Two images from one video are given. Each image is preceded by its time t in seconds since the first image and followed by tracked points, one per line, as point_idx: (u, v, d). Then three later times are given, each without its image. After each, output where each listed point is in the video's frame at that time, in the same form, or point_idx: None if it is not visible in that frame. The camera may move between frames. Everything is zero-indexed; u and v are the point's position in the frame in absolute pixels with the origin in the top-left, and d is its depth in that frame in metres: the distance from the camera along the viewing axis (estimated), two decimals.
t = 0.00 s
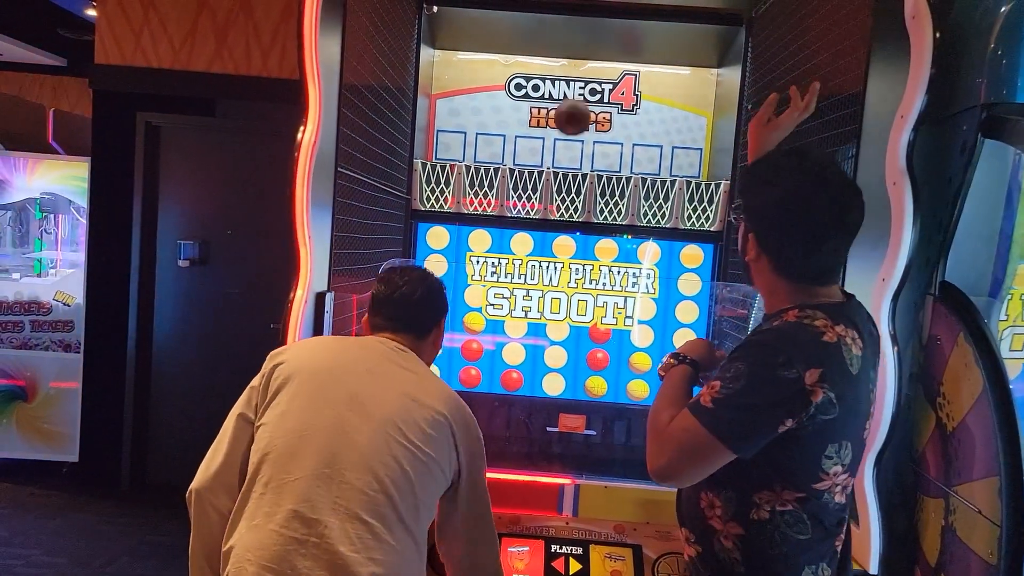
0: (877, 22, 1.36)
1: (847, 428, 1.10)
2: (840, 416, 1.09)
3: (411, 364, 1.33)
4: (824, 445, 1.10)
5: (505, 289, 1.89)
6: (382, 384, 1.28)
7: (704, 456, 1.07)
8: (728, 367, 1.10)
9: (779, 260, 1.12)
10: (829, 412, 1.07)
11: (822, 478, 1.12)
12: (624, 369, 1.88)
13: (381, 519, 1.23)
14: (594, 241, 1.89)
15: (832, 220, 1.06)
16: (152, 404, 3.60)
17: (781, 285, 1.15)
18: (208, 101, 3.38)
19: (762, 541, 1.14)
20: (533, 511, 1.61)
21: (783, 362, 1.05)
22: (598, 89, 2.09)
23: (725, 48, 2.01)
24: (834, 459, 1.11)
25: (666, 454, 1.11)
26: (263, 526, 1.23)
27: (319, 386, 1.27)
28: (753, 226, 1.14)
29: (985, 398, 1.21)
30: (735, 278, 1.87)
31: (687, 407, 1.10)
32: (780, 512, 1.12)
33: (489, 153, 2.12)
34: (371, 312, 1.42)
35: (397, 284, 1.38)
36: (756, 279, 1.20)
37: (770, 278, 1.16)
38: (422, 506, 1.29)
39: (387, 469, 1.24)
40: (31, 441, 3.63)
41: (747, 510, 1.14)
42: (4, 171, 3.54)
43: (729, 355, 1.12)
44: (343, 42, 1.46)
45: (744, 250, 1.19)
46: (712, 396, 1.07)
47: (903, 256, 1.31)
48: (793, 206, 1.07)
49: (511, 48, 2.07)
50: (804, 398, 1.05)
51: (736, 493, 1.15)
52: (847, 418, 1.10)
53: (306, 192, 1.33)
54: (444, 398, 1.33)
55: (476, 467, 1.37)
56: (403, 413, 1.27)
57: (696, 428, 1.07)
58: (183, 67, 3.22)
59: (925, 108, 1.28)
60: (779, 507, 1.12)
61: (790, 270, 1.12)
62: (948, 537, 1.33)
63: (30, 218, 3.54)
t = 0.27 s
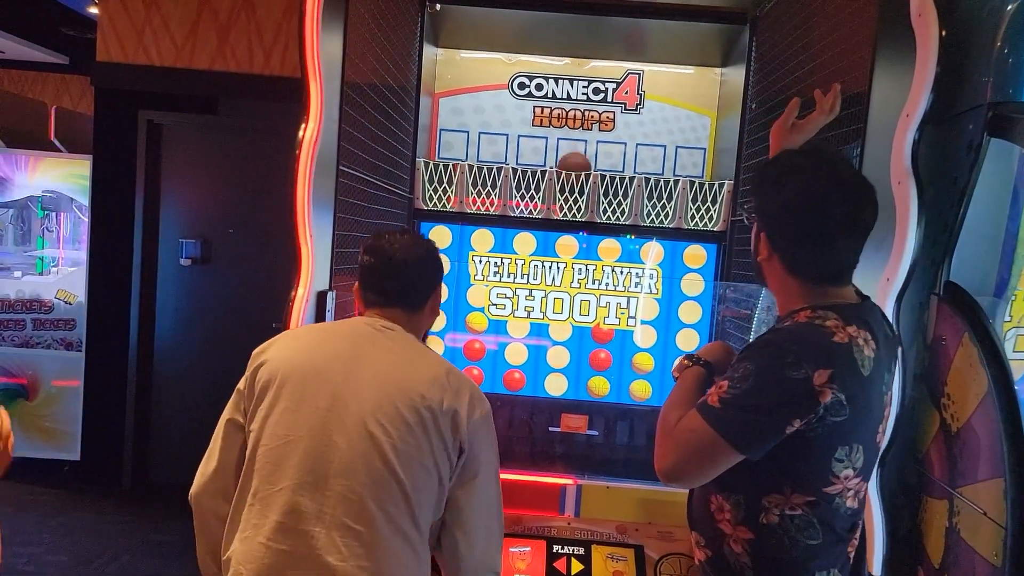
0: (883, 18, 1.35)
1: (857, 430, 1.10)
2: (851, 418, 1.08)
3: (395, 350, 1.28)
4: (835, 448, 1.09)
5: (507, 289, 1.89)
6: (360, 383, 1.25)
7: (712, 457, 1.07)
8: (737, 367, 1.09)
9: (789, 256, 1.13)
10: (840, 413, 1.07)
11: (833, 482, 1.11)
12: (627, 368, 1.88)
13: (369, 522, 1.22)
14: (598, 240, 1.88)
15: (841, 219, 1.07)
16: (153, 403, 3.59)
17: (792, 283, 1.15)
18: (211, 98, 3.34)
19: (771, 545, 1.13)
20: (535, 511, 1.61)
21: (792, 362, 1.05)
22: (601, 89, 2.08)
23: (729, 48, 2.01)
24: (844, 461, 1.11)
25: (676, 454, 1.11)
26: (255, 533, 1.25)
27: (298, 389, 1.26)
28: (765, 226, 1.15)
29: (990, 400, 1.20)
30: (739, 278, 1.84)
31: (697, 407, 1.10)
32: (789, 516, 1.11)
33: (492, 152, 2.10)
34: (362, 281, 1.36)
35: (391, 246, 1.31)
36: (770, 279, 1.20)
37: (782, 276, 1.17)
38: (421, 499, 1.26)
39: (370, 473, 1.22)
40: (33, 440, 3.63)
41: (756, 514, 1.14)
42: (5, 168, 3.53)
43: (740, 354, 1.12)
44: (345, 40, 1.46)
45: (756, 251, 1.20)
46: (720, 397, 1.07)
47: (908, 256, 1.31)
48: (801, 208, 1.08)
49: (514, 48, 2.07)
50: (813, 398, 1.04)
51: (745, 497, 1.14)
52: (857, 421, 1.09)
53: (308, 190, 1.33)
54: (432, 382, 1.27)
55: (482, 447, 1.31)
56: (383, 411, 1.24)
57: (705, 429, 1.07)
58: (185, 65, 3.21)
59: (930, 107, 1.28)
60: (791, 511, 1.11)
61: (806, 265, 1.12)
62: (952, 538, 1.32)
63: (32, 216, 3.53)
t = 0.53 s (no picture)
0: (886, 14, 1.35)
1: (861, 430, 1.09)
2: (856, 417, 1.07)
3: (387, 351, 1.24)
4: (840, 448, 1.08)
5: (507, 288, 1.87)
6: (353, 390, 1.23)
7: (714, 455, 1.07)
8: (741, 363, 1.09)
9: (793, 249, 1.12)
10: (847, 412, 1.06)
11: (838, 483, 1.10)
12: (628, 367, 1.86)
13: (369, 533, 1.22)
14: (599, 238, 1.86)
15: (841, 215, 1.06)
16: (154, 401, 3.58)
17: (802, 280, 1.15)
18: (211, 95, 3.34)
19: (775, 546, 1.12)
20: (535, 510, 1.60)
21: (796, 359, 1.04)
22: (602, 86, 2.08)
23: (732, 45, 2.00)
24: (849, 462, 1.10)
25: (678, 451, 1.11)
26: (257, 538, 1.27)
27: (290, 397, 1.24)
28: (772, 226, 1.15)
29: (991, 399, 1.19)
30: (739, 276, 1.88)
31: (701, 403, 1.10)
32: (792, 518, 1.11)
33: (493, 150, 2.10)
34: (356, 265, 1.30)
35: (383, 222, 1.26)
36: (777, 278, 1.20)
37: (790, 275, 1.16)
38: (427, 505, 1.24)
39: (368, 484, 1.21)
40: (34, 438, 3.65)
41: (759, 515, 1.14)
42: (6, 166, 3.55)
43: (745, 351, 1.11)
44: (346, 36, 1.45)
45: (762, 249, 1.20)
46: (724, 393, 1.07)
47: (909, 254, 1.31)
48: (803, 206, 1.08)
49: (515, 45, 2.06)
50: (818, 395, 1.03)
51: (747, 498, 1.15)
52: (863, 420, 1.08)
53: (307, 188, 1.33)
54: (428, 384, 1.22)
55: (488, 442, 1.27)
56: (377, 420, 1.21)
57: (708, 426, 1.07)
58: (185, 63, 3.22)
59: (932, 104, 1.27)
60: (795, 512, 1.11)
61: (812, 260, 1.11)
62: (953, 536, 1.32)
63: (33, 214, 3.55)
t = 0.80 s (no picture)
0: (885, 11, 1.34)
1: (857, 431, 1.08)
2: (849, 416, 1.06)
3: (370, 365, 1.07)
4: (832, 448, 1.08)
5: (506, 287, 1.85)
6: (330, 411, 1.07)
7: (706, 453, 1.07)
8: (734, 360, 1.09)
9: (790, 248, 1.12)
10: (841, 411, 1.05)
11: (833, 484, 1.10)
12: (627, 365, 1.85)
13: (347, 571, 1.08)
14: (599, 237, 1.86)
15: (840, 212, 1.06)
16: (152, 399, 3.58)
17: (799, 276, 1.14)
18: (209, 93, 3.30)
19: (769, 547, 1.12)
20: (532, 509, 1.59)
21: (787, 356, 1.04)
22: (602, 84, 2.07)
23: (732, 43, 1.99)
24: (843, 462, 1.09)
25: (670, 448, 1.10)
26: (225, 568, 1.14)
27: (259, 418, 1.08)
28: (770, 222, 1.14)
29: (989, 397, 1.19)
30: (738, 275, 1.89)
31: (694, 400, 1.10)
32: (786, 520, 1.11)
33: (492, 148, 2.09)
34: (346, 255, 1.12)
35: (377, 204, 1.08)
36: (776, 277, 1.20)
37: (790, 274, 1.15)
38: (411, 539, 1.10)
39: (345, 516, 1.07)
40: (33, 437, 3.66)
41: (754, 517, 1.13)
42: (4, 164, 3.57)
43: (739, 347, 1.11)
44: (342, 33, 1.45)
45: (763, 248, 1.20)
46: (716, 391, 1.07)
47: (908, 252, 1.30)
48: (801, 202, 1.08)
49: (514, 43, 2.05)
50: (809, 393, 1.03)
51: (743, 500, 1.15)
52: (858, 420, 1.07)
53: (302, 186, 1.32)
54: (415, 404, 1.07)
55: (484, 466, 1.13)
56: (356, 446, 1.06)
57: (699, 423, 1.07)
58: (183, 59, 3.15)
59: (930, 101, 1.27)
60: (786, 514, 1.11)
61: (810, 260, 1.11)
62: (951, 536, 1.31)
63: (31, 212, 3.57)
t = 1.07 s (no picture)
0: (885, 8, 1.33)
1: (845, 432, 1.07)
2: (836, 418, 1.05)
3: (351, 381, 1.03)
4: (818, 451, 1.07)
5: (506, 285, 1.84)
6: (310, 430, 1.03)
7: (694, 454, 1.06)
8: (720, 361, 1.08)
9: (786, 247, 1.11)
10: (824, 413, 1.05)
11: (821, 487, 1.08)
12: (626, 364, 1.84)
13: None
14: (599, 235, 1.85)
15: (836, 210, 1.05)
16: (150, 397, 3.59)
17: (794, 274, 1.13)
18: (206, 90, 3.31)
19: (757, 550, 1.12)
20: (528, 510, 1.59)
21: (772, 355, 1.03)
22: (601, 82, 2.05)
23: (732, 40, 1.97)
24: (831, 465, 1.08)
25: (658, 449, 1.10)
26: None
27: (237, 436, 1.05)
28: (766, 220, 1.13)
29: (989, 399, 1.18)
30: (738, 274, 1.86)
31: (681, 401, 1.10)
32: (773, 523, 1.10)
33: (491, 146, 2.08)
34: (324, 245, 1.06)
35: (358, 195, 1.02)
36: (773, 276, 1.18)
37: (785, 274, 1.14)
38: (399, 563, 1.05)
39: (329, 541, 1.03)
40: (30, 435, 3.63)
41: (742, 521, 1.13)
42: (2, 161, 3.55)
43: (727, 349, 1.10)
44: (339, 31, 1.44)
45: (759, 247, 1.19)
46: (702, 392, 1.06)
47: (907, 252, 1.30)
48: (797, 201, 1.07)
49: (514, 40, 2.04)
50: (793, 392, 1.02)
51: (732, 503, 1.14)
52: (847, 421, 1.06)
53: (297, 184, 1.32)
54: (399, 424, 1.02)
55: (475, 485, 1.08)
56: (337, 468, 1.02)
57: (685, 424, 1.06)
58: (182, 57, 3.18)
59: (930, 100, 1.26)
60: (773, 517, 1.10)
61: (806, 259, 1.10)
62: (949, 539, 1.30)
63: (30, 208, 3.53)
